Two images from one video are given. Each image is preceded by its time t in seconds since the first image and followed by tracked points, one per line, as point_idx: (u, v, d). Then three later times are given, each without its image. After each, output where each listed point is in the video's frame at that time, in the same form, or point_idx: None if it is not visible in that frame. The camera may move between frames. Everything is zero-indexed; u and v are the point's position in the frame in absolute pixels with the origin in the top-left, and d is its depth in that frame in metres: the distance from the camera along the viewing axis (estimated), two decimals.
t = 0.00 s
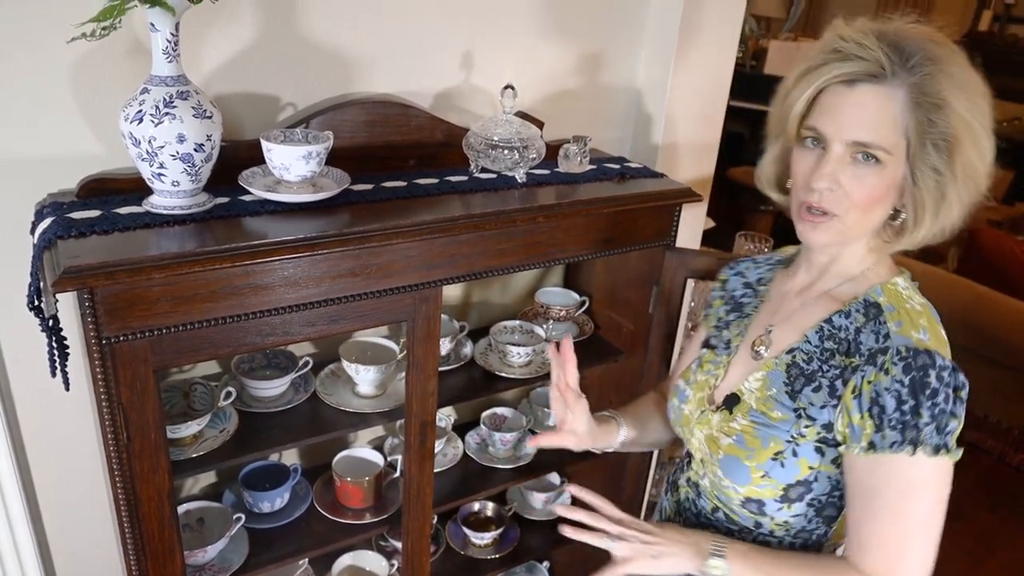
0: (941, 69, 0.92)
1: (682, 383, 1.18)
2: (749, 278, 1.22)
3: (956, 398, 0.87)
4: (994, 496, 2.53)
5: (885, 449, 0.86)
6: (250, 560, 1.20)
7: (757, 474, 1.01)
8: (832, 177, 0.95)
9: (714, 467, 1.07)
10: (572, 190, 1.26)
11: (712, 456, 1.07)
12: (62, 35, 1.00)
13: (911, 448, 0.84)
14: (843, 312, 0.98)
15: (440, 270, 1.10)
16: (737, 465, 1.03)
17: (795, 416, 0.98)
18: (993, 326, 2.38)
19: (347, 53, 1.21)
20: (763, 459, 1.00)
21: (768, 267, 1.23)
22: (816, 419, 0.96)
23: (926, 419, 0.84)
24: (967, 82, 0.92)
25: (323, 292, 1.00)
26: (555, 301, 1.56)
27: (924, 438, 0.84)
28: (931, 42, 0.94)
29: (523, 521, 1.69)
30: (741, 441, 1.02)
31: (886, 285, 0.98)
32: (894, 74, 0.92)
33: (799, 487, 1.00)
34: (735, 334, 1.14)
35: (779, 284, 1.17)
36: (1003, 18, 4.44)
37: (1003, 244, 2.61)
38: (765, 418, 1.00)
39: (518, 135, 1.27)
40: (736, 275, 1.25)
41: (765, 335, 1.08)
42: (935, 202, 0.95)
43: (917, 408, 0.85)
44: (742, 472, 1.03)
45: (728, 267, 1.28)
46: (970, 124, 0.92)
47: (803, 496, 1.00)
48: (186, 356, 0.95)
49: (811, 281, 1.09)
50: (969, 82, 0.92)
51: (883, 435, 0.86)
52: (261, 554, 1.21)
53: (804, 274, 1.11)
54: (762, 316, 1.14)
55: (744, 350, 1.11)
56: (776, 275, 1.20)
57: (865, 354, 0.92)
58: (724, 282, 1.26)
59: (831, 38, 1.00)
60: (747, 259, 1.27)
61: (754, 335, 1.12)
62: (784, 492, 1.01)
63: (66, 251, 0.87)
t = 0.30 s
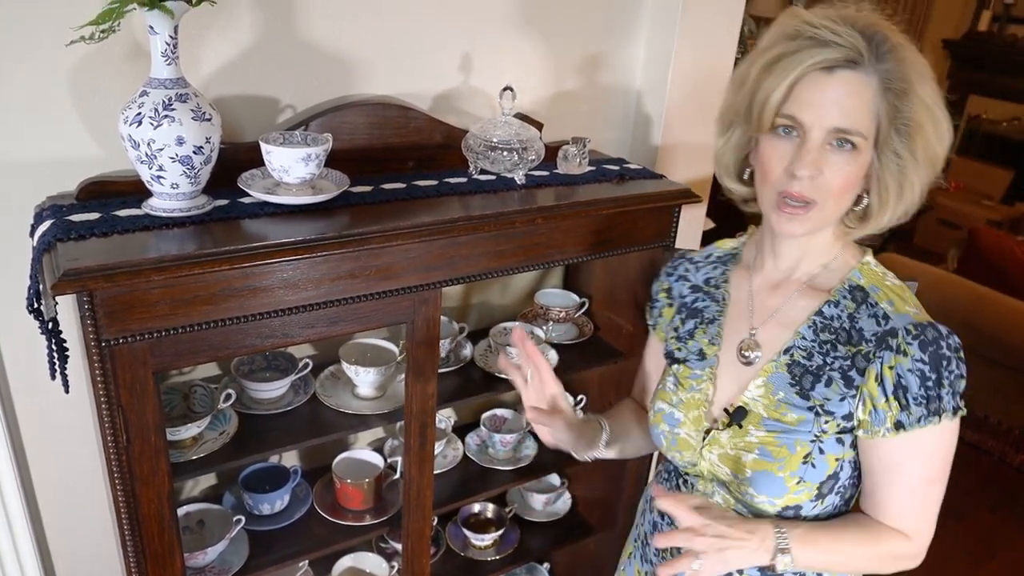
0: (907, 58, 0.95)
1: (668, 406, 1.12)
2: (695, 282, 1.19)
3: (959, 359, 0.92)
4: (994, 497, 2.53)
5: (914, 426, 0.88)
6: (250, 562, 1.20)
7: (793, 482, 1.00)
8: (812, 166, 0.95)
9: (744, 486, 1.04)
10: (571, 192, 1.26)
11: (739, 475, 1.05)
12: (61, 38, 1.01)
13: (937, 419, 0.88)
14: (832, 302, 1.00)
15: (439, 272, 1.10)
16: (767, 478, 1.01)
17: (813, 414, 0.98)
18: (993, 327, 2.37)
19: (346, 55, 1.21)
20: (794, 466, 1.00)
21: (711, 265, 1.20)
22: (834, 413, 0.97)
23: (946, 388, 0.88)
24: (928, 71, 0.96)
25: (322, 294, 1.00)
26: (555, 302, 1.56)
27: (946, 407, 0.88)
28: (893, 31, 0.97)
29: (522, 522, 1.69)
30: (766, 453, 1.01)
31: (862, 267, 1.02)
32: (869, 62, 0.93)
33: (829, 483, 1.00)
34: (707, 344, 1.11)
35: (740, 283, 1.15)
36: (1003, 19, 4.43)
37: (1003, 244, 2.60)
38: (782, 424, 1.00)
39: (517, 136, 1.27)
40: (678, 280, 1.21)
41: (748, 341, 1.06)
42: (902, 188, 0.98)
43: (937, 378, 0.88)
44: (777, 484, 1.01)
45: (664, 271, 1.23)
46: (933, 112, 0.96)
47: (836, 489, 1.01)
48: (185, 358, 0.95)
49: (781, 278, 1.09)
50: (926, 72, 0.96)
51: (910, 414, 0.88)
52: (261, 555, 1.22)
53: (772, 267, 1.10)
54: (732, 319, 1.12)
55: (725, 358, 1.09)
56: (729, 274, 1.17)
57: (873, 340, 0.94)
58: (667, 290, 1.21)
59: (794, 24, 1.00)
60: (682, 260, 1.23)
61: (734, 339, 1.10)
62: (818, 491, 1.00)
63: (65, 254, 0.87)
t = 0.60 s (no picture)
0: (858, 42, 0.87)
1: (655, 405, 1.13)
2: (682, 278, 1.16)
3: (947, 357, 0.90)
4: (995, 497, 2.53)
5: (898, 428, 0.87)
6: (251, 563, 1.20)
7: (781, 483, 1.00)
8: (753, 156, 0.92)
9: (732, 487, 1.03)
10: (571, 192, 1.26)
11: (726, 476, 1.04)
12: (60, 40, 1.01)
13: (922, 421, 0.86)
14: (818, 300, 0.98)
15: (439, 272, 1.10)
16: (753, 481, 1.01)
17: (800, 414, 0.97)
18: (993, 327, 2.37)
19: (346, 55, 1.21)
20: (782, 467, 0.99)
21: (698, 261, 1.17)
22: (822, 413, 0.95)
23: (932, 389, 0.86)
24: (890, 52, 0.86)
25: (322, 295, 1.00)
26: (555, 304, 1.56)
27: (931, 408, 0.86)
28: (851, 17, 0.90)
29: (523, 523, 1.69)
30: (753, 455, 1.00)
31: (850, 264, 1.00)
32: (804, 50, 0.89)
33: (817, 482, 0.99)
34: (694, 342, 1.09)
35: (727, 279, 1.12)
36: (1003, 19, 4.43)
37: (1004, 244, 2.60)
38: (769, 424, 0.99)
39: (517, 137, 1.27)
40: (664, 277, 1.18)
41: (734, 337, 1.05)
42: (860, 181, 0.89)
43: (925, 379, 0.87)
44: (765, 485, 1.01)
45: (650, 269, 1.20)
46: (893, 97, 0.86)
47: (825, 487, 1.00)
48: (185, 359, 0.95)
49: (769, 274, 1.06)
50: (892, 52, 0.87)
51: (894, 415, 0.87)
52: (261, 556, 1.22)
53: (760, 264, 1.08)
54: (719, 317, 1.09)
55: (712, 358, 1.08)
56: (715, 270, 1.15)
57: (859, 339, 0.92)
58: (654, 287, 1.19)
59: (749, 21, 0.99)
60: (667, 255, 1.20)
61: (717, 338, 1.08)
62: (807, 490, 1.00)
63: (65, 255, 0.87)
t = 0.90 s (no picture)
0: (814, 42, 0.86)
1: (655, 394, 1.14)
2: (705, 274, 1.19)
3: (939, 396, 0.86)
4: (996, 497, 2.53)
5: (872, 456, 0.85)
6: (251, 563, 1.20)
7: (750, 490, 1.00)
8: (726, 160, 0.95)
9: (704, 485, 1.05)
10: (572, 192, 1.25)
11: (700, 474, 1.05)
12: (60, 40, 1.01)
13: (899, 454, 0.84)
14: (816, 314, 0.95)
15: (439, 273, 1.10)
16: (726, 483, 1.02)
17: (779, 425, 0.97)
18: (993, 327, 2.37)
19: (346, 55, 1.21)
20: (753, 475, 0.99)
21: (723, 259, 1.20)
22: (800, 428, 0.95)
23: (913, 424, 0.83)
24: (844, 52, 0.83)
25: (322, 296, 1.00)
26: (556, 304, 1.56)
27: (911, 443, 0.84)
28: (825, 16, 0.88)
29: (524, 525, 1.68)
30: (728, 458, 1.01)
31: (858, 283, 0.95)
32: (763, 55, 0.91)
33: (792, 496, 0.99)
34: (701, 337, 1.11)
35: (743, 279, 1.14)
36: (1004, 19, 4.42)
37: (1006, 244, 2.59)
38: (749, 431, 0.99)
39: (517, 137, 1.27)
40: (691, 270, 1.21)
41: (735, 339, 1.06)
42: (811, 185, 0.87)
43: (904, 413, 0.84)
44: (734, 489, 1.01)
45: (679, 261, 1.24)
46: (838, 98, 0.83)
47: (802, 503, 0.99)
48: (185, 360, 0.95)
49: (778, 281, 1.06)
50: (854, 51, 0.83)
51: (870, 443, 0.85)
52: (262, 557, 1.21)
53: (769, 270, 1.09)
54: (728, 314, 1.11)
55: (714, 356, 1.09)
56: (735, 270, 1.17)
57: (847, 360, 0.90)
58: (680, 279, 1.21)
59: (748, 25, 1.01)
60: (699, 250, 1.24)
61: (722, 338, 1.09)
62: (778, 502, 0.99)
63: (65, 256, 0.87)
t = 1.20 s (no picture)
0: (835, 51, 0.85)
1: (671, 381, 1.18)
2: (739, 273, 1.20)
3: (936, 417, 0.82)
4: (997, 498, 2.52)
5: (855, 466, 0.83)
6: (252, 565, 1.20)
7: (734, 484, 0.99)
8: (749, 167, 0.95)
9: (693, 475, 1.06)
10: (572, 193, 1.25)
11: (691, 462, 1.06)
12: (59, 40, 1.00)
13: (882, 467, 0.82)
14: (826, 318, 0.95)
15: (439, 274, 1.09)
16: (712, 474, 1.01)
17: (772, 424, 0.97)
18: (994, 327, 2.38)
19: (346, 56, 1.21)
20: (739, 470, 0.98)
21: (758, 261, 1.20)
22: (793, 430, 0.95)
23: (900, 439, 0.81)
24: (865, 62, 0.82)
25: (323, 297, 1.00)
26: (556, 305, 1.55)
27: (897, 458, 0.81)
28: (848, 23, 0.87)
29: (524, 525, 1.68)
30: (718, 449, 1.01)
31: (872, 292, 0.93)
32: (783, 63, 0.90)
33: (776, 497, 0.98)
34: (720, 333, 1.14)
35: (767, 281, 1.15)
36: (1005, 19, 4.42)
37: (1007, 244, 2.59)
38: (743, 426, 0.99)
39: (517, 138, 1.26)
40: (727, 269, 1.23)
41: (746, 337, 1.07)
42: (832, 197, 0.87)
43: (890, 427, 0.82)
44: (719, 481, 1.01)
45: (719, 260, 1.26)
46: (857, 110, 0.82)
47: (787, 507, 0.98)
48: (185, 362, 0.95)
49: (797, 283, 1.07)
50: (876, 60, 0.82)
51: (855, 452, 0.83)
52: (262, 558, 1.21)
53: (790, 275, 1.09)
54: (747, 314, 1.13)
55: (727, 351, 1.11)
56: (764, 271, 1.17)
57: (844, 366, 0.89)
58: (716, 276, 1.24)
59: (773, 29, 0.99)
60: (738, 251, 1.25)
61: (735, 339, 1.11)
62: (761, 502, 0.99)
63: (65, 257, 0.87)
